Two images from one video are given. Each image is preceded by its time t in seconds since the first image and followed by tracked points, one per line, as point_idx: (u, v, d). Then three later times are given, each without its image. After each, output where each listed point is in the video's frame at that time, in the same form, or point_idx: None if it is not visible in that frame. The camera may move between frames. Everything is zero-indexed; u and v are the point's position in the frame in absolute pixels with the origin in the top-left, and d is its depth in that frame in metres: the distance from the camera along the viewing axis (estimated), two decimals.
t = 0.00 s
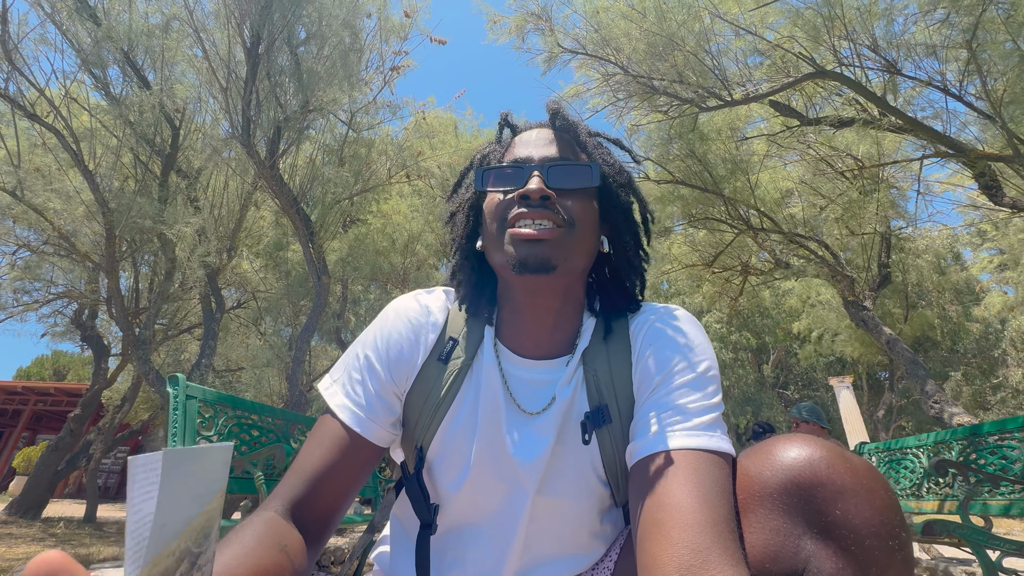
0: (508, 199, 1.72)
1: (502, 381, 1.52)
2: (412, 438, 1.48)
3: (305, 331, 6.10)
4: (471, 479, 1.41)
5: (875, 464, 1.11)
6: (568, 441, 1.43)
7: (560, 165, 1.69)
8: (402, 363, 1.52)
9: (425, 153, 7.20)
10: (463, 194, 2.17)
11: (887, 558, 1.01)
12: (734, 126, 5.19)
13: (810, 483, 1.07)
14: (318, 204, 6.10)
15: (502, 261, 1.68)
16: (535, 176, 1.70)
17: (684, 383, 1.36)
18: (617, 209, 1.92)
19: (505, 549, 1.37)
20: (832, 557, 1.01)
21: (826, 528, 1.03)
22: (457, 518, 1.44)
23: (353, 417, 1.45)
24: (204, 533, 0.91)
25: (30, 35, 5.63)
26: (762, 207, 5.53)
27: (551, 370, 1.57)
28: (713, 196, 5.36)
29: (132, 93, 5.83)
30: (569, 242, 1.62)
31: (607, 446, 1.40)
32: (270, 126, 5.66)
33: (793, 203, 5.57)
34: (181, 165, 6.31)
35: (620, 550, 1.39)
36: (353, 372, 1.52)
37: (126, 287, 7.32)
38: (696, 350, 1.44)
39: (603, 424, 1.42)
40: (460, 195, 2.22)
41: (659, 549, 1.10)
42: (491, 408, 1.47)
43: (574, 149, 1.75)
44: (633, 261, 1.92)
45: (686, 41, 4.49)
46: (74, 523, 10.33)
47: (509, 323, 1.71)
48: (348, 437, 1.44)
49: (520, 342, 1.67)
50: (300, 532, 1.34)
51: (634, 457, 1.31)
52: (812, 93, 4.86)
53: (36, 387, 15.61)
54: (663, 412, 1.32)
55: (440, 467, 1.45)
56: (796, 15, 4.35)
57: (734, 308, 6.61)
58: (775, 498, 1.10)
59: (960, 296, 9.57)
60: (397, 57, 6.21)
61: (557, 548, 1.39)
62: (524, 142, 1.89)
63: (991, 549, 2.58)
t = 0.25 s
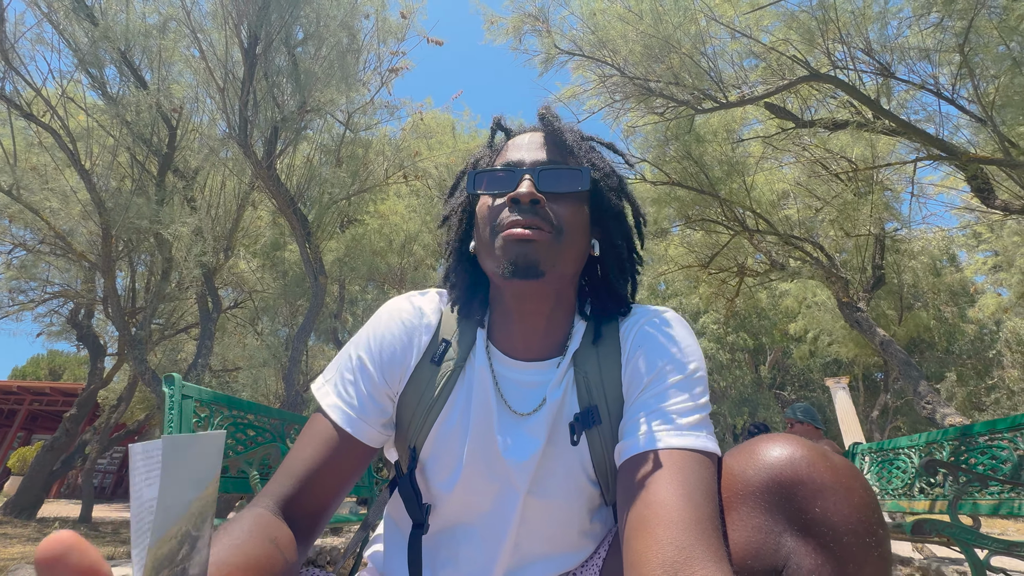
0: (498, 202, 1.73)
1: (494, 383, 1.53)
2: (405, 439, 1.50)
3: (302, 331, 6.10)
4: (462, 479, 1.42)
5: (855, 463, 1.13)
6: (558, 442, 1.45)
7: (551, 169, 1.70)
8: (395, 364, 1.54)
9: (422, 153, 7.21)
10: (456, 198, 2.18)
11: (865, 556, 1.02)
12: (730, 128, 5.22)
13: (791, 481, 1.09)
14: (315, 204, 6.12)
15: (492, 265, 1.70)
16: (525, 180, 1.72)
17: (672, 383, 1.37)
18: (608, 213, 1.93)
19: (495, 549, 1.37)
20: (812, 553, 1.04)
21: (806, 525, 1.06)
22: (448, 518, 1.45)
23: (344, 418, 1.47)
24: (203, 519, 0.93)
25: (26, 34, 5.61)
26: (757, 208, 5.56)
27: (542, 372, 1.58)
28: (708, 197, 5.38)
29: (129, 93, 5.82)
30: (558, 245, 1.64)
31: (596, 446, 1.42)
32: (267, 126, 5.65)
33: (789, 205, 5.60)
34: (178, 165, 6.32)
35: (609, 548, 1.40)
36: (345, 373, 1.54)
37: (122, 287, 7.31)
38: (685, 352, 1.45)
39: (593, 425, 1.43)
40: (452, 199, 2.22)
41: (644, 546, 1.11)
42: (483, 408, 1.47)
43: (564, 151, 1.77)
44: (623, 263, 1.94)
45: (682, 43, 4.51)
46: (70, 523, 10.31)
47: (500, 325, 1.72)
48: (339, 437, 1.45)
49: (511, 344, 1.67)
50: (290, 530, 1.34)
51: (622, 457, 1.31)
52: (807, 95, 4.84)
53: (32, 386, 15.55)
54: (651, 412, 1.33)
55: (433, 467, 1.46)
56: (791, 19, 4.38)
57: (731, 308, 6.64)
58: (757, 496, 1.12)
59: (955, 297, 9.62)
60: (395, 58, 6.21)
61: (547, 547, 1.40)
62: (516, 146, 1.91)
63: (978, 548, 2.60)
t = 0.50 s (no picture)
0: (497, 199, 1.74)
1: (495, 380, 1.53)
2: (405, 437, 1.50)
3: (300, 331, 6.08)
4: (462, 477, 1.42)
5: (856, 467, 1.15)
6: (559, 442, 1.44)
7: (548, 165, 1.71)
8: (396, 361, 1.53)
9: (421, 154, 7.20)
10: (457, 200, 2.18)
11: (867, 557, 1.04)
12: (728, 130, 5.21)
13: (794, 484, 1.10)
14: (314, 204, 6.12)
15: (492, 263, 1.70)
16: (523, 176, 1.72)
17: (675, 385, 1.37)
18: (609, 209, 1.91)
19: (494, 549, 1.37)
20: (815, 555, 1.05)
21: (809, 527, 1.07)
22: (446, 518, 1.44)
23: (346, 415, 1.46)
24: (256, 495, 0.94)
25: (23, 33, 5.59)
26: (756, 210, 5.56)
27: (543, 372, 1.57)
28: (707, 198, 5.38)
29: (126, 92, 5.80)
30: (556, 243, 1.64)
31: (597, 448, 1.41)
32: (265, 126, 5.63)
33: (787, 206, 5.61)
34: (175, 165, 6.31)
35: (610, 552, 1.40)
36: (346, 369, 1.53)
37: (119, 286, 7.29)
38: (688, 354, 1.45)
39: (595, 427, 1.42)
40: (454, 200, 2.22)
41: (646, 548, 1.11)
42: (484, 407, 1.47)
43: (562, 148, 1.78)
44: (624, 260, 1.94)
45: (681, 44, 4.51)
46: (65, 525, 10.25)
47: (501, 324, 1.72)
48: (341, 435, 1.45)
49: (512, 343, 1.68)
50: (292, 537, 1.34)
51: (624, 460, 1.31)
52: (806, 97, 4.87)
53: (28, 387, 15.48)
54: (654, 413, 1.33)
55: (432, 465, 1.46)
56: (790, 20, 4.40)
57: (729, 310, 6.64)
58: (761, 499, 1.12)
59: (952, 299, 9.64)
60: (394, 58, 6.20)
61: (546, 548, 1.40)
62: (516, 144, 1.91)
63: (977, 549, 2.60)
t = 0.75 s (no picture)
0: (512, 199, 1.75)
1: (502, 372, 1.54)
2: (410, 430, 1.50)
3: (299, 332, 6.07)
4: (464, 472, 1.42)
5: (865, 467, 1.13)
6: (565, 437, 1.44)
7: (564, 164, 1.71)
8: (401, 354, 1.53)
9: (421, 154, 7.20)
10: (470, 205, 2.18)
11: (876, 559, 1.03)
12: (728, 131, 5.21)
13: (801, 484, 1.09)
14: (313, 205, 6.12)
15: (507, 260, 1.71)
16: (539, 175, 1.72)
17: (686, 384, 1.38)
18: (624, 213, 1.94)
19: (495, 545, 1.37)
20: (822, 556, 1.04)
21: (817, 528, 1.05)
22: (447, 513, 1.44)
23: (351, 408, 1.45)
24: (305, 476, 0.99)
25: (23, 33, 5.60)
26: (756, 211, 5.57)
27: (552, 367, 1.58)
28: (707, 200, 5.38)
29: (126, 92, 5.81)
30: (572, 241, 1.65)
31: (605, 447, 1.42)
32: (265, 126, 5.64)
33: (786, 207, 5.62)
34: (175, 165, 6.31)
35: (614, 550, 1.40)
36: (351, 361, 1.52)
37: (118, 287, 7.28)
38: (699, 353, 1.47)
39: (603, 424, 1.43)
40: (468, 205, 2.22)
41: (653, 547, 1.12)
42: (490, 402, 1.48)
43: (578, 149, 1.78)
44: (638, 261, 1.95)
45: (681, 46, 4.52)
46: (62, 526, 10.21)
47: (511, 318, 1.72)
48: (346, 431, 1.44)
49: (522, 337, 1.68)
50: (298, 541, 1.33)
51: (630, 457, 1.33)
52: (805, 99, 4.93)
53: (25, 387, 15.44)
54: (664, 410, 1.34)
55: (435, 460, 1.47)
56: (790, 23, 4.43)
57: (728, 311, 6.64)
58: (767, 499, 1.12)
59: (950, 301, 9.66)
60: (394, 59, 6.20)
61: (549, 547, 1.40)
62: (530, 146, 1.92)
63: (976, 550, 2.61)
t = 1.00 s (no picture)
0: (501, 200, 1.77)
1: (500, 382, 1.56)
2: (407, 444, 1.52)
3: (298, 334, 6.07)
4: (468, 485, 1.45)
5: (864, 471, 1.16)
6: (568, 447, 1.48)
7: (553, 166, 1.72)
8: (393, 371, 1.57)
9: (421, 156, 7.20)
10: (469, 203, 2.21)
11: (877, 560, 1.04)
12: (727, 133, 5.21)
13: (803, 486, 1.11)
14: (313, 206, 6.11)
15: (496, 262, 1.74)
16: (528, 177, 1.74)
17: (685, 388, 1.40)
18: (622, 211, 1.97)
19: (501, 554, 1.42)
20: (824, 558, 1.05)
21: (818, 529, 1.07)
22: (452, 525, 1.47)
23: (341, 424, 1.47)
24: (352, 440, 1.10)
25: (22, 34, 5.61)
26: (755, 213, 5.57)
27: (548, 376, 1.61)
28: (706, 202, 5.40)
29: (126, 93, 5.81)
30: (555, 244, 1.67)
31: (608, 451, 1.45)
32: (265, 127, 5.63)
33: (785, 209, 5.64)
34: (174, 165, 6.28)
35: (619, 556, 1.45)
36: (343, 378, 1.55)
37: (117, 288, 7.27)
38: (698, 355, 1.48)
39: (606, 431, 1.46)
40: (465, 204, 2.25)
41: (656, 552, 1.12)
42: (489, 413, 1.50)
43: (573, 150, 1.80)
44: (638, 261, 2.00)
45: (681, 48, 4.52)
46: (60, 528, 10.18)
47: (506, 323, 1.77)
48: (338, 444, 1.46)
49: (516, 343, 1.73)
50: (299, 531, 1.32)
51: (632, 461, 1.34)
52: (805, 101, 4.96)
53: (23, 389, 15.41)
54: (664, 416, 1.36)
55: (436, 471, 1.49)
56: (789, 25, 4.45)
57: (728, 313, 6.64)
58: (769, 501, 1.13)
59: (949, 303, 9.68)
60: (394, 60, 6.21)
61: (555, 553, 1.45)
62: (524, 144, 1.95)
63: (978, 553, 2.60)
